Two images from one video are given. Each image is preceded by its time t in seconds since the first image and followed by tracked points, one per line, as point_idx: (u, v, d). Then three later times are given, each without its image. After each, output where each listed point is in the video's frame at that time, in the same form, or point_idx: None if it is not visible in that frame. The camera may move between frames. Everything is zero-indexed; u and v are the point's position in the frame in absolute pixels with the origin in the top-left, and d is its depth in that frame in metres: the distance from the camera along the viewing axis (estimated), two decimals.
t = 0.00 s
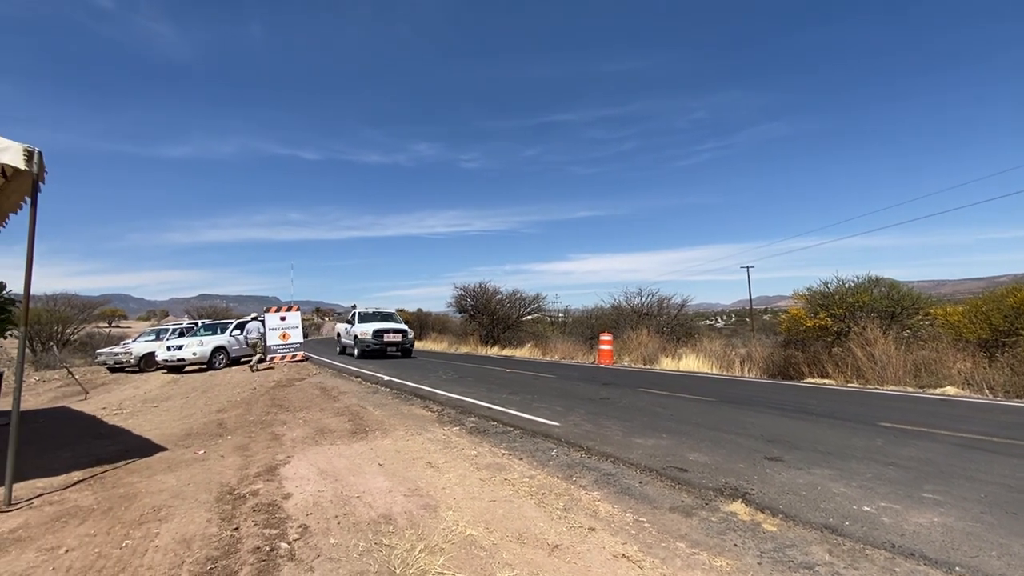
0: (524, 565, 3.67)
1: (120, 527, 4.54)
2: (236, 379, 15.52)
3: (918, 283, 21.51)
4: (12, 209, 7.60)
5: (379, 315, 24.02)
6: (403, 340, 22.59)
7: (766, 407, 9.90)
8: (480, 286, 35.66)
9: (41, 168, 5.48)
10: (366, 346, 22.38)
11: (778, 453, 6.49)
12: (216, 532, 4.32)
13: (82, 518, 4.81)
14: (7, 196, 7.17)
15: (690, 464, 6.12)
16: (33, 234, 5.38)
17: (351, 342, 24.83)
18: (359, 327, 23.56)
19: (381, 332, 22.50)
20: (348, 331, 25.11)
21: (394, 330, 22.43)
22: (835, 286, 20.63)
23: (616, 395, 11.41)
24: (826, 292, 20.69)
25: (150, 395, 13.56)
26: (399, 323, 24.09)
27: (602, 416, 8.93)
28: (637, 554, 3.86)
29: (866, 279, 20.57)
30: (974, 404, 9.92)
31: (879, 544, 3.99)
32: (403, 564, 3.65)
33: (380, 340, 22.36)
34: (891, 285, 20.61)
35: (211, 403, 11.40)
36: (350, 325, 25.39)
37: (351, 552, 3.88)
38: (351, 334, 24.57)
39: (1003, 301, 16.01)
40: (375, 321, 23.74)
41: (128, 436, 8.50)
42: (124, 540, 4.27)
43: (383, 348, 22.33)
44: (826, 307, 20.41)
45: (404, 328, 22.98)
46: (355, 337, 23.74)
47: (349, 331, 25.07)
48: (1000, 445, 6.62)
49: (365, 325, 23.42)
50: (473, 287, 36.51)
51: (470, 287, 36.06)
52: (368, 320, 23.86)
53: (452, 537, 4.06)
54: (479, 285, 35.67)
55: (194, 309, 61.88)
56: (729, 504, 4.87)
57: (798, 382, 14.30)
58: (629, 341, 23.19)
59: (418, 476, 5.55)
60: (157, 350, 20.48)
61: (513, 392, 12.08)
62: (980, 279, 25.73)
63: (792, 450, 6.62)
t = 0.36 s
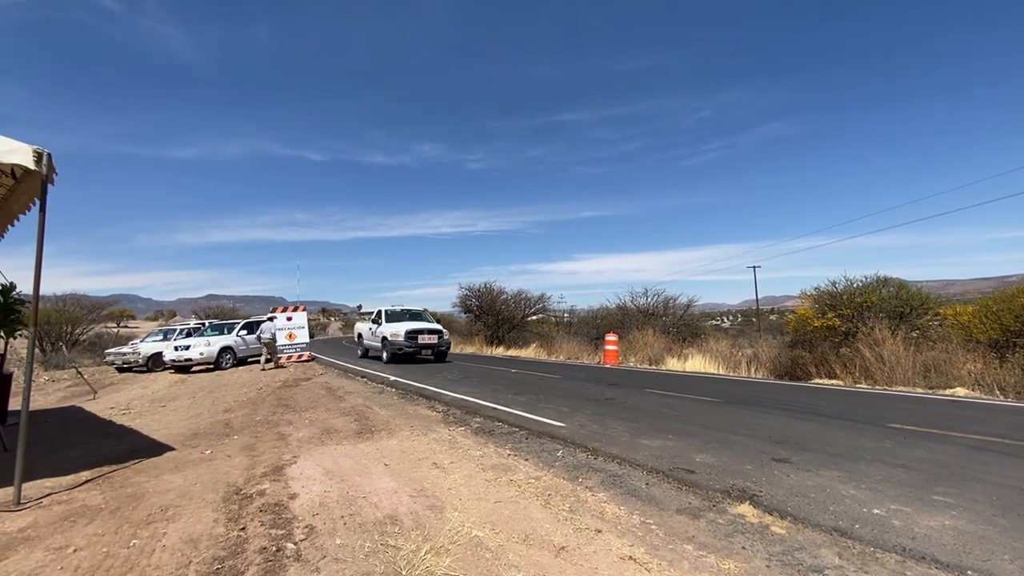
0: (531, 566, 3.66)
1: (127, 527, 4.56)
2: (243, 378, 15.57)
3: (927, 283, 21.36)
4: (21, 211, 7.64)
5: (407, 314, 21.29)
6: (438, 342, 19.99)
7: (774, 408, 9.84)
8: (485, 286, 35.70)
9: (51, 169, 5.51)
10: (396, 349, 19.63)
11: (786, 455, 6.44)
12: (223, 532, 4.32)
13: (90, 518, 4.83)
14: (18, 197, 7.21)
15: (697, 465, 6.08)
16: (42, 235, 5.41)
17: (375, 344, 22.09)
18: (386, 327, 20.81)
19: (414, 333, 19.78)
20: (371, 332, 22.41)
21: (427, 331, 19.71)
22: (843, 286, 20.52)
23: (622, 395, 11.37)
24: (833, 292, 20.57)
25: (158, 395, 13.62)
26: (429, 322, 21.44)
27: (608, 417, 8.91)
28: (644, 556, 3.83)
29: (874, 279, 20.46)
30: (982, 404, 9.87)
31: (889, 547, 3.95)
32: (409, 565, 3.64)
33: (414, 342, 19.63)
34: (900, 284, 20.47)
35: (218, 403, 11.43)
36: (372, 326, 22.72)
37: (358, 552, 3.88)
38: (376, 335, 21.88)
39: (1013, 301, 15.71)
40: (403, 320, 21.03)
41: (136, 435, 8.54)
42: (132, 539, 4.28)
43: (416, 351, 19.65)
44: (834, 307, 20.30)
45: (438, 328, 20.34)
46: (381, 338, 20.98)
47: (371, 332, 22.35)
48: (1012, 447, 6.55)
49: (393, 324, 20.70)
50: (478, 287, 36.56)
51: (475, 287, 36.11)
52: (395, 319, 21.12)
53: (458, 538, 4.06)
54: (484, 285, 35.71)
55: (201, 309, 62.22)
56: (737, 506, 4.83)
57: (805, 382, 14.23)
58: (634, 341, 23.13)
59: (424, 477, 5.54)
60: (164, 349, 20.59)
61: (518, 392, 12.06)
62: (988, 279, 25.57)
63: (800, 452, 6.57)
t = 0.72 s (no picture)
0: (533, 567, 3.67)
1: (131, 526, 4.58)
2: (247, 379, 15.61)
3: (932, 283, 21.26)
4: (27, 213, 7.69)
5: (443, 313, 18.01)
6: (486, 346, 16.68)
7: (777, 408, 9.81)
8: (488, 286, 35.76)
9: (56, 171, 5.54)
10: (438, 355, 16.30)
11: (789, 456, 6.42)
12: (226, 532, 4.34)
13: (95, 517, 4.85)
14: (23, 199, 7.26)
15: (699, 466, 6.07)
16: (47, 236, 5.43)
17: (406, 347, 18.78)
18: (422, 329, 17.48)
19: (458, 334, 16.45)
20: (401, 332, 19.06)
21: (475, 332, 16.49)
22: (847, 286, 20.43)
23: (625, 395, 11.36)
24: (837, 292, 20.50)
25: (162, 395, 13.67)
26: (469, 322, 18.16)
27: (611, 417, 8.92)
28: (646, 557, 3.84)
29: (878, 279, 20.36)
30: (986, 404, 9.85)
31: (892, 548, 3.94)
32: (411, 565, 3.65)
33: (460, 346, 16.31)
34: (905, 284, 20.36)
35: (222, 403, 11.47)
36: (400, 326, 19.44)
37: (360, 552, 3.89)
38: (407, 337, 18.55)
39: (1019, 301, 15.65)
40: (440, 320, 17.69)
41: (140, 435, 8.58)
42: (136, 539, 4.31)
43: (462, 357, 16.38)
44: (838, 307, 20.24)
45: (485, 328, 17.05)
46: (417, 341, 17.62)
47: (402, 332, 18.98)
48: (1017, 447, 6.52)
49: (430, 325, 17.43)
50: (481, 287, 36.62)
51: (478, 288, 36.17)
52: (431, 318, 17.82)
53: (460, 538, 4.06)
54: (487, 285, 35.77)
55: (206, 309, 62.48)
56: (739, 507, 4.82)
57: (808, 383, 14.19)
58: (638, 341, 23.10)
59: (426, 477, 5.55)
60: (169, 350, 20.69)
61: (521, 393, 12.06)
62: (994, 279, 25.41)
63: (803, 453, 6.55)
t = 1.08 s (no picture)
0: (531, 566, 3.68)
1: (131, 526, 4.60)
2: (248, 379, 15.66)
3: (933, 283, 21.24)
4: (28, 214, 7.72)
5: (497, 310, 14.74)
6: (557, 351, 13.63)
7: (776, 409, 9.82)
8: (488, 287, 35.81)
9: (57, 173, 5.57)
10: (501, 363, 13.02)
11: (789, 456, 6.44)
12: (225, 531, 4.36)
13: (95, 517, 4.88)
14: (24, 200, 7.29)
15: (698, 467, 6.08)
16: (47, 237, 5.46)
17: (450, 350, 15.39)
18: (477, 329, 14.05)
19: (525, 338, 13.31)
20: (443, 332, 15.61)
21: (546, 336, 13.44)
22: (848, 286, 20.40)
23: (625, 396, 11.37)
24: (838, 292, 20.48)
25: (163, 395, 13.69)
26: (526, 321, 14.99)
27: (611, 417, 8.95)
28: (643, 557, 3.85)
29: (879, 279, 20.34)
30: (985, 404, 9.87)
31: (889, 549, 3.95)
32: (409, 565, 3.66)
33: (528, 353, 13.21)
34: (905, 285, 20.30)
35: (223, 404, 11.51)
36: (441, 326, 15.97)
37: (359, 552, 3.90)
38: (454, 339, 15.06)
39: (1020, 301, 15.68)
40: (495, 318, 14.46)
41: (141, 436, 8.60)
42: (136, 538, 4.32)
43: (531, 367, 13.12)
44: (838, 308, 20.26)
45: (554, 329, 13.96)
46: (471, 344, 14.22)
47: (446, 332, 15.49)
48: (1015, 448, 6.53)
49: (484, 325, 14.05)
50: (482, 287, 36.69)
51: (479, 288, 36.22)
52: (485, 317, 14.45)
53: (459, 538, 4.08)
54: (488, 286, 35.82)
55: (207, 309, 62.54)
56: (737, 507, 4.83)
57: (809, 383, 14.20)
58: (638, 342, 23.12)
59: (425, 477, 5.57)
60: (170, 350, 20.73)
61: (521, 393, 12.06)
62: (995, 279, 25.38)
63: (801, 453, 6.56)
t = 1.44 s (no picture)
0: (529, 566, 3.69)
1: (130, 526, 4.61)
2: (247, 379, 15.68)
3: (931, 283, 21.26)
4: (28, 215, 7.73)
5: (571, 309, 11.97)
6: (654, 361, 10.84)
7: (774, 409, 9.83)
8: (487, 287, 35.81)
9: (55, 172, 5.58)
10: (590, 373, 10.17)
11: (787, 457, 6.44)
12: (224, 531, 4.37)
13: (94, 517, 4.88)
14: (23, 201, 7.29)
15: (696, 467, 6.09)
16: (46, 236, 5.47)
17: (509, 358, 12.44)
18: (547, 330, 11.26)
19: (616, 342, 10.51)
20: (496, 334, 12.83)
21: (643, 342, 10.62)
22: (846, 287, 20.42)
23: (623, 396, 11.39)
24: (837, 293, 20.51)
25: (162, 396, 13.69)
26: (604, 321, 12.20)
27: (609, 417, 8.96)
28: (641, 556, 3.86)
29: (877, 279, 20.35)
30: (982, 404, 9.91)
31: (886, 548, 3.96)
32: (407, 565, 3.67)
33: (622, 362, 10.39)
34: (904, 285, 20.31)
35: (222, 404, 11.51)
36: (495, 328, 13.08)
37: (357, 552, 3.91)
38: (513, 342, 12.20)
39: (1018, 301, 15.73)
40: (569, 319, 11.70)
41: (140, 436, 8.60)
42: (135, 538, 4.33)
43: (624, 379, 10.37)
44: (837, 308, 20.30)
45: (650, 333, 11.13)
46: (540, 350, 11.38)
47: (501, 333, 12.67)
48: (1013, 448, 6.54)
49: (558, 326, 11.28)
50: (481, 287, 36.70)
51: (478, 288, 36.23)
52: (556, 318, 11.75)
53: (456, 538, 4.09)
54: (487, 286, 35.82)
55: (207, 309, 62.54)
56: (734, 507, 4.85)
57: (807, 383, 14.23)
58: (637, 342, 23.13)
59: (423, 477, 5.58)
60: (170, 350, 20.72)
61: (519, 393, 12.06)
62: (993, 279, 25.44)
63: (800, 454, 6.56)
